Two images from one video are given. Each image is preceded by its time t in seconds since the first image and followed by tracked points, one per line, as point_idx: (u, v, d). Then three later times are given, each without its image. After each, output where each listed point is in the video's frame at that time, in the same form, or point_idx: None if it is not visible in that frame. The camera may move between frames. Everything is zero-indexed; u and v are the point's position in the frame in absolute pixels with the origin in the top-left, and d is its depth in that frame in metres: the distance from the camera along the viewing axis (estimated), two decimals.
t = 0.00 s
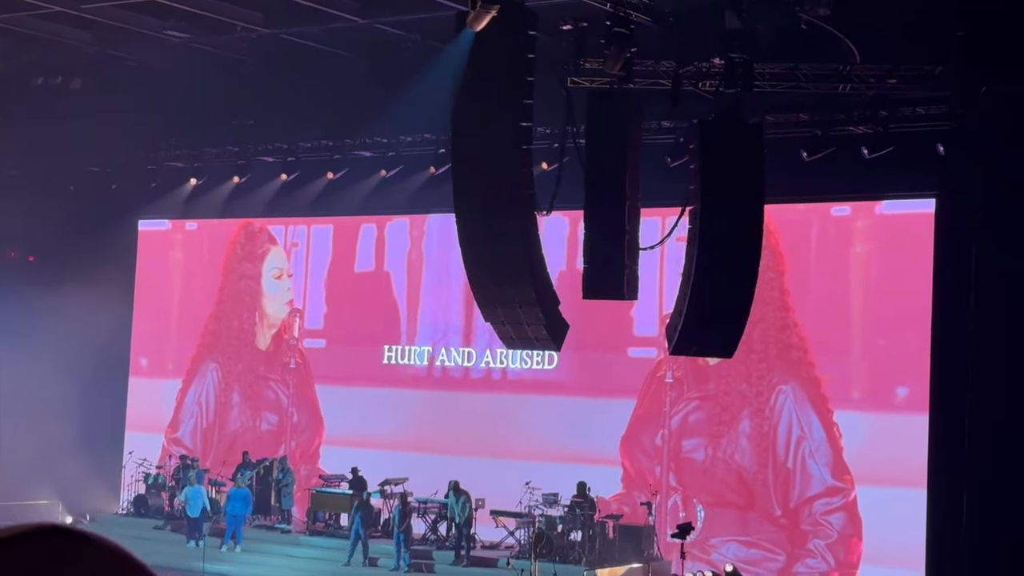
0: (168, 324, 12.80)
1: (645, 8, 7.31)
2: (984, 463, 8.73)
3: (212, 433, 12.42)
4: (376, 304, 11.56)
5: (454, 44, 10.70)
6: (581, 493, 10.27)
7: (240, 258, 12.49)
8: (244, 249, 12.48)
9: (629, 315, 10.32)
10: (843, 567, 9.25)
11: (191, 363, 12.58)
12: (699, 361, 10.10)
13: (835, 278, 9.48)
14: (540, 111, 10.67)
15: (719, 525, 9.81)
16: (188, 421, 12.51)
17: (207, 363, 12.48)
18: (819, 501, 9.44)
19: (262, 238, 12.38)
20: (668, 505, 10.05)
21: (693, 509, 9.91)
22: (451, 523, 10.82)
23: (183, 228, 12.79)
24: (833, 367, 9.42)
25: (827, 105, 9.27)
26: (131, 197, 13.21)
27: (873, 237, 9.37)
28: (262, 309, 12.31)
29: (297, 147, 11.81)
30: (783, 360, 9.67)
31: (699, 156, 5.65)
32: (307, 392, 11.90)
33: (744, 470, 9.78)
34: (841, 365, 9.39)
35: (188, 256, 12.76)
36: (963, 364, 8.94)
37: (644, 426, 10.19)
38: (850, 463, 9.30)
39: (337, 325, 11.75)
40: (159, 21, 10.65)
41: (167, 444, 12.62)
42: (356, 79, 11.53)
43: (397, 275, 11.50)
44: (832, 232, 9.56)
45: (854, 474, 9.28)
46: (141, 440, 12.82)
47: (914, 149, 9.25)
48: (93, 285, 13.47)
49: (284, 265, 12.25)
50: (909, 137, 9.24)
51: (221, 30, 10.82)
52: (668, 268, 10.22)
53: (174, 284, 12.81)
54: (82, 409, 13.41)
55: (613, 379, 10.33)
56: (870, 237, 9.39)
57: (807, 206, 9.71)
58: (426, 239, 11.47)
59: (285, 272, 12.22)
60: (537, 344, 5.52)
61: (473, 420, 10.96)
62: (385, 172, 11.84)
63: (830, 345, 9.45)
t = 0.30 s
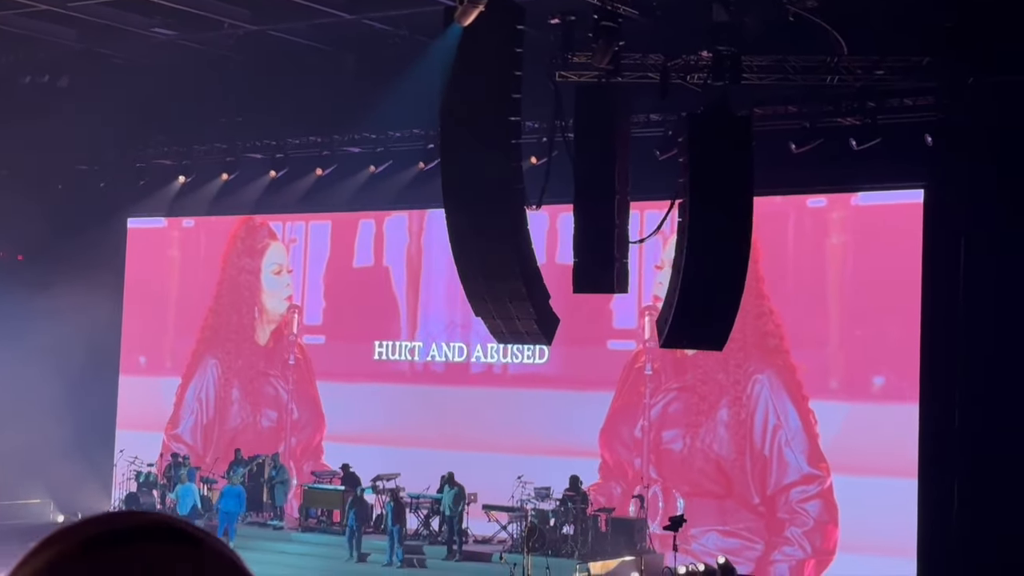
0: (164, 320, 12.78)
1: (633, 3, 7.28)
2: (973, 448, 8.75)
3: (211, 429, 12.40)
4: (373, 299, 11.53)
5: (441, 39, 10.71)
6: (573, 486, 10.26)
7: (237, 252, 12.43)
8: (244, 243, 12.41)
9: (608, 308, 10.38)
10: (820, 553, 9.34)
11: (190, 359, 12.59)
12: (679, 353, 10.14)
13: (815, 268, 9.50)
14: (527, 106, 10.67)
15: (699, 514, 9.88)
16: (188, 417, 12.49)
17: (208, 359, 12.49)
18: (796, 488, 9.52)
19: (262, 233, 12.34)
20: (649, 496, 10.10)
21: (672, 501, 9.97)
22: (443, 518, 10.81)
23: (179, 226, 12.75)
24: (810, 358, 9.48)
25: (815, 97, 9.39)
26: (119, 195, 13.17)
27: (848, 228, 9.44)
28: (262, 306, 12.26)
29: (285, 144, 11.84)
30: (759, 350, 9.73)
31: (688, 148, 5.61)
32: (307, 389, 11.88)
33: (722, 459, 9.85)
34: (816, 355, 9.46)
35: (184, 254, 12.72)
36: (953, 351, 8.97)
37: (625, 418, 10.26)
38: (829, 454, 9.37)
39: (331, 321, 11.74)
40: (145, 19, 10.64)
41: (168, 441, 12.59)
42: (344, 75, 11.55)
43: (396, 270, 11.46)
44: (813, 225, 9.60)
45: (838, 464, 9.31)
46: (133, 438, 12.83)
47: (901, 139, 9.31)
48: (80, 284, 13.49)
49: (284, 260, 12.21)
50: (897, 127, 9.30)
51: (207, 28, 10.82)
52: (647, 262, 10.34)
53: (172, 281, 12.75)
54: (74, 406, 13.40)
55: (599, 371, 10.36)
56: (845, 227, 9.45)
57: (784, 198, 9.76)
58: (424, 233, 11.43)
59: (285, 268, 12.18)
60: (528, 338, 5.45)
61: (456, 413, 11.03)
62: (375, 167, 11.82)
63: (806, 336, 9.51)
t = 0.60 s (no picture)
0: (155, 306, 12.68)
1: None
2: (958, 431, 8.98)
3: (200, 418, 12.32)
4: (365, 286, 11.46)
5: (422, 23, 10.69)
6: (558, 470, 10.28)
7: (228, 240, 12.32)
8: (236, 231, 12.30)
9: (580, 292, 10.42)
10: (797, 532, 9.40)
11: (179, 349, 12.49)
12: (651, 338, 10.16)
13: (784, 251, 9.51)
14: (508, 90, 10.66)
15: (679, 497, 9.88)
16: (177, 406, 12.43)
17: (196, 348, 12.40)
18: (772, 469, 9.55)
19: (254, 222, 12.22)
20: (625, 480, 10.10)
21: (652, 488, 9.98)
22: (428, 503, 10.81)
23: (168, 214, 12.61)
24: (781, 340, 9.50)
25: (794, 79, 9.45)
26: (100, 183, 13.10)
27: (817, 210, 9.43)
28: (252, 296, 12.18)
29: (265, 131, 11.78)
30: (732, 334, 9.73)
31: (668, 134, 5.26)
32: (298, 379, 11.79)
33: (700, 442, 9.84)
34: (786, 338, 9.48)
35: (174, 243, 12.61)
36: (936, 333, 9.13)
37: (600, 405, 10.29)
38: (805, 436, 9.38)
39: (317, 309, 11.70)
40: (122, 7, 10.59)
41: (160, 432, 12.55)
42: (324, 60, 11.52)
43: (387, 257, 11.40)
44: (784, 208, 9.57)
45: (816, 445, 9.32)
46: (116, 427, 12.78)
47: (880, 120, 9.34)
48: (58, 273, 13.40)
49: (274, 251, 12.08)
50: (876, 108, 9.35)
51: (186, 15, 10.77)
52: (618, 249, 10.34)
53: (161, 270, 12.66)
54: (55, 396, 13.34)
55: (577, 354, 10.40)
56: (814, 210, 9.45)
57: (754, 179, 9.77)
58: (413, 219, 11.38)
59: (275, 258, 12.06)
60: (512, 322, 5.33)
61: (435, 400, 11.05)
62: (356, 154, 11.83)
63: (777, 318, 9.52)
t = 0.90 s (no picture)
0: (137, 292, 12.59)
1: None
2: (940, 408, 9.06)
3: (181, 401, 12.28)
4: (351, 269, 11.38)
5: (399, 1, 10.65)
6: (542, 449, 10.23)
7: (208, 221, 12.25)
8: (221, 213, 12.23)
9: (556, 271, 10.42)
10: (784, 504, 9.41)
11: (160, 334, 12.43)
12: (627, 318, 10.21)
13: (756, 229, 9.55)
14: (485, 69, 10.66)
15: (669, 474, 9.85)
16: (157, 388, 12.39)
17: (178, 332, 12.34)
18: (756, 441, 9.59)
19: (239, 205, 12.15)
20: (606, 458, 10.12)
21: (636, 458, 9.98)
22: (411, 484, 10.80)
23: (149, 199, 12.56)
24: (755, 317, 9.56)
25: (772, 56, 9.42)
26: (77, 169, 13.04)
27: (792, 187, 9.48)
28: (235, 279, 12.09)
29: (243, 113, 11.80)
30: (709, 311, 9.78)
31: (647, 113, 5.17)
32: (282, 364, 11.74)
33: (688, 418, 9.86)
34: (764, 315, 9.53)
35: (154, 227, 12.51)
36: (919, 312, 9.19)
37: (580, 386, 10.31)
38: (783, 415, 9.45)
39: (301, 292, 11.65)
40: None
41: (142, 416, 12.48)
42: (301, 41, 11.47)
43: (370, 239, 11.33)
44: (760, 186, 9.60)
45: (801, 422, 9.36)
46: (97, 413, 12.71)
47: (858, 98, 9.36)
48: (38, 260, 13.36)
49: (260, 233, 11.98)
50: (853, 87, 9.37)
51: None
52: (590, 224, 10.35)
53: (142, 257, 12.56)
54: (35, 383, 13.28)
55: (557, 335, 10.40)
56: (789, 186, 9.49)
57: (729, 156, 9.81)
58: (397, 202, 11.30)
59: (261, 242, 11.95)
60: (492, 302, 5.26)
61: (411, 384, 11.05)
62: (333, 136, 11.78)
63: (752, 294, 9.59)
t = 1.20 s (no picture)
0: (116, 288, 12.55)
1: None
2: (915, 390, 9.13)
3: (178, 387, 12.17)
4: (331, 259, 11.37)
5: None
6: (523, 437, 10.30)
7: (206, 204, 12.17)
8: (221, 202, 12.11)
9: (540, 258, 10.41)
10: (748, 483, 9.52)
11: (159, 319, 12.30)
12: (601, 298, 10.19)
13: (730, 210, 9.62)
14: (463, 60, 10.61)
15: (636, 451, 9.92)
16: (152, 376, 12.31)
17: (175, 318, 12.22)
18: (717, 419, 9.68)
19: (240, 195, 12.01)
20: (574, 439, 10.17)
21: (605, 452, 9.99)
22: (396, 475, 10.83)
23: (128, 191, 12.56)
24: (737, 301, 9.56)
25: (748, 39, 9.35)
26: (55, 164, 13.00)
27: (771, 170, 9.53)
28: (235, 266, 11.92)
29: (219, 106, 11.75)
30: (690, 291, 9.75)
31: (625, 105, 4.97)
32: (280, 354, 11.60)
33: (653, 393, 9.90)
34: (744, 299, 9.53)
35: (134, 220, 12.52)
36: (894, 294, 9.26)
37: (548, 368, 10.35)
38: (741, 388, 9.56)
39: (278, 280, 11.63)
40: None
41: (140, 402, 12.36)
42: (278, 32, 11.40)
43: (350, 229, 11.32)
44: (740, 169, 9.65)
45: (783, 403, 9.37)
46: (77, 407, 12.60)
47: (838, 81, 9.35)
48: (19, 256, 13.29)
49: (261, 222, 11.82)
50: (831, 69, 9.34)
51: None
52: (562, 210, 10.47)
53: (121, 250, 12.55)
54: (16, 380, 13.21)
55: (528, 321, 10.44)
56: (768, 170, 9.54)
57: (708, 142, 9.85)
58: (378, 190, 11.33)
59: (263, 231, 11.78)
60: (473, 292, 5.16)
61: (394, 372, 11.04)
62: (311, 127, 11.82)
63: (732, 279, 9.59)
